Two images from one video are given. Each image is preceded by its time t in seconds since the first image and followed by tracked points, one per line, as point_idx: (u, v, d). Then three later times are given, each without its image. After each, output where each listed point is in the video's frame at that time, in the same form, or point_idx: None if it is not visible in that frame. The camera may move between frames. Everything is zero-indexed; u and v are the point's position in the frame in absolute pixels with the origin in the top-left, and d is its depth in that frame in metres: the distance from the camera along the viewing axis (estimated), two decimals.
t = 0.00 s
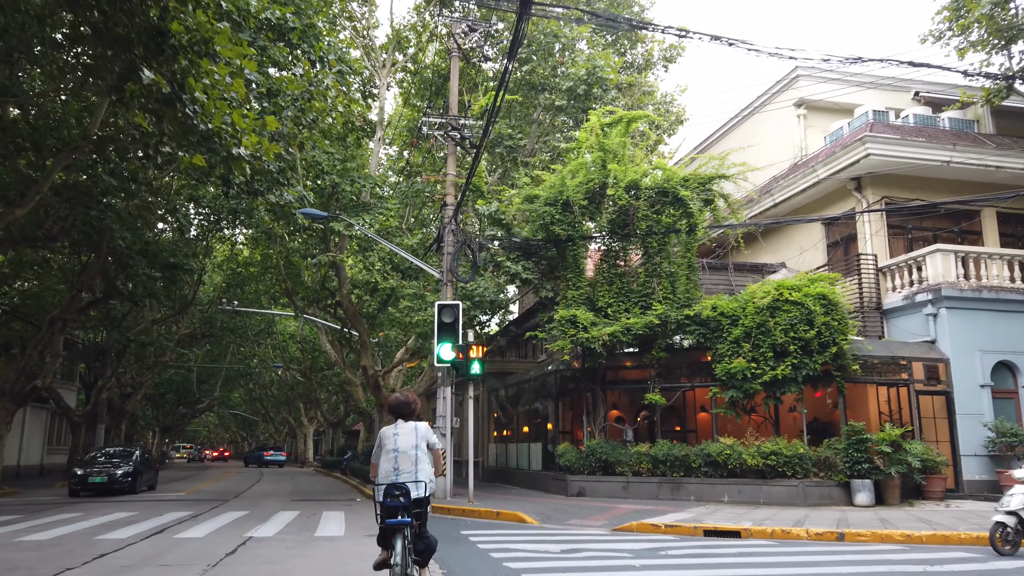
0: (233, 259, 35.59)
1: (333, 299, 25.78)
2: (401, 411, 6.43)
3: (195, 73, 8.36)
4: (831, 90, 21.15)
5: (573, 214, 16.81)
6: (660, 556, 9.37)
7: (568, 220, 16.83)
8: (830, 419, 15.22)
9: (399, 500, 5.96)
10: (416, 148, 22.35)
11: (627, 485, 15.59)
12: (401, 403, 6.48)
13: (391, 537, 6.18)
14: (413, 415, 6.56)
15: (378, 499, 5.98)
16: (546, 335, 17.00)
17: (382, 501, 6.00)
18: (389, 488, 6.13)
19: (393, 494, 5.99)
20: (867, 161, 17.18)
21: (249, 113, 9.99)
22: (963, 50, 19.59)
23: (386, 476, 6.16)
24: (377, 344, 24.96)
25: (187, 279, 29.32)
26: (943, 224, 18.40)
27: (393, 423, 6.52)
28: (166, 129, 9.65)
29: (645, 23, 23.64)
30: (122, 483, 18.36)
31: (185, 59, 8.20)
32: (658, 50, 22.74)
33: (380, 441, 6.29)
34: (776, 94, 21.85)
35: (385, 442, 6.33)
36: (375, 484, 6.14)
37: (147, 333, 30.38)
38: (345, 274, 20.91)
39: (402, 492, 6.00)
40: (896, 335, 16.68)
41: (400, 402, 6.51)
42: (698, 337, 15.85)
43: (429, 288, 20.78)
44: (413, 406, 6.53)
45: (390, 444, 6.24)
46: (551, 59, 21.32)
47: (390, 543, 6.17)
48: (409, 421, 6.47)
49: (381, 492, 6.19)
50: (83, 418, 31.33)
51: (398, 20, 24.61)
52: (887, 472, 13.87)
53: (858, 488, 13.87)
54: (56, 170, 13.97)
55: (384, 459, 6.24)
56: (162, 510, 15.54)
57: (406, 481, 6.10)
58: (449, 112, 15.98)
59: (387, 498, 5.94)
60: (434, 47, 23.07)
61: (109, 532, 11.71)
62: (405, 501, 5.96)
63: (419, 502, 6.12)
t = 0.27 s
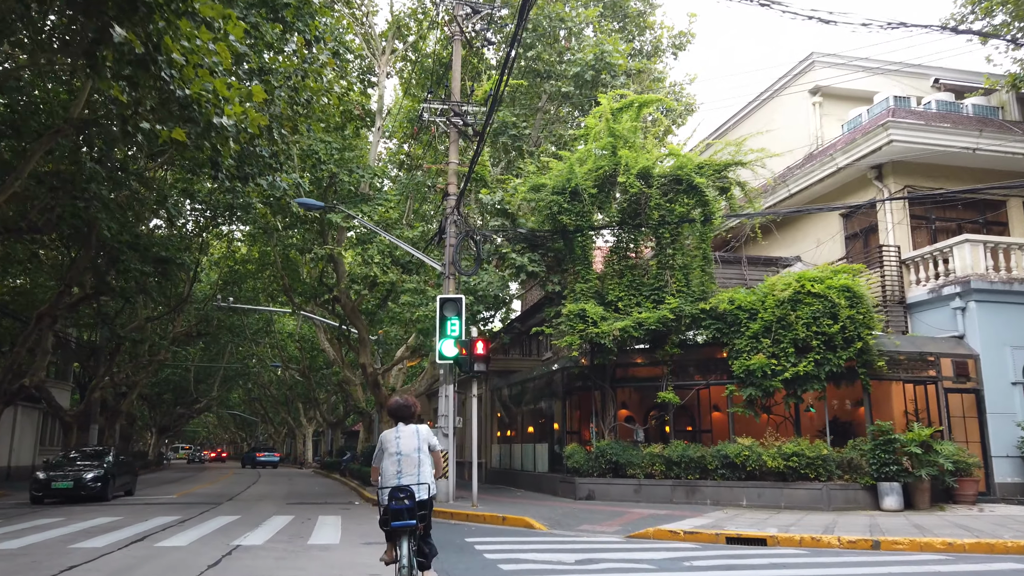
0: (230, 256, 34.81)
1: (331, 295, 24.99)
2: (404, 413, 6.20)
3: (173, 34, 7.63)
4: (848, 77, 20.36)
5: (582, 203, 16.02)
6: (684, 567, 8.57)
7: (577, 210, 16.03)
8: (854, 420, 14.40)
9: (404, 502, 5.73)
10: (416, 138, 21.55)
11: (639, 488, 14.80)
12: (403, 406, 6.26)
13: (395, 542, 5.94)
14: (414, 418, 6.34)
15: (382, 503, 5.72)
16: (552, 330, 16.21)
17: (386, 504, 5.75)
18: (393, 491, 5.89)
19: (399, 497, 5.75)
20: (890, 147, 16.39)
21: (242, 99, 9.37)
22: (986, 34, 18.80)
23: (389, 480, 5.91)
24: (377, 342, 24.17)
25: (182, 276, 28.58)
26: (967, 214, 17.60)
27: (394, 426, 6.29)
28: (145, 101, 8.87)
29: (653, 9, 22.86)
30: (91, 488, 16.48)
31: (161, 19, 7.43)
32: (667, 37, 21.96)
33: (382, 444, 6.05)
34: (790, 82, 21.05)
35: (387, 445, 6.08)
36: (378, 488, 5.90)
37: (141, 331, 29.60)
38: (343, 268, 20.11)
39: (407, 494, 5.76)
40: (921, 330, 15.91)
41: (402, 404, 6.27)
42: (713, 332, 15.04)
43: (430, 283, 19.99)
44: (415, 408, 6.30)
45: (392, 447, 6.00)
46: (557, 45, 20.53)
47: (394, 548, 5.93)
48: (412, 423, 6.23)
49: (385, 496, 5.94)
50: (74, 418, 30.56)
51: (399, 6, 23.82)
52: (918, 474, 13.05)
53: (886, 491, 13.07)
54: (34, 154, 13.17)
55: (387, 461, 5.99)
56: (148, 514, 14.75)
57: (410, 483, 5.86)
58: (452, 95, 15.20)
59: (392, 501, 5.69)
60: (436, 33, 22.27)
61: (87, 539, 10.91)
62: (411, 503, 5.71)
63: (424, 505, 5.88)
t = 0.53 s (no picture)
0: (230, 252, 34.11)
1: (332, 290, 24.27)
2: (407, 413, 6.29)
3: None
4: (869, 62, 19.57)
5: (595, 190, 15.24)
6: None
7: (590, 197, 15.24)
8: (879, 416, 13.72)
9: (416, 501, 5.82)
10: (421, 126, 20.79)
11: (657, 489, 14.02)
12: (406, 406, 6.34)
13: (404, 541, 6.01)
14: (417, 418, 6.44)
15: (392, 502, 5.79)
16: (563, 324, 15.43)
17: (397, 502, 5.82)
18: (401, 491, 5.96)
19: (410, 496, 5.84)
20: (918, 131, 15.60)
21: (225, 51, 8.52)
22: (1016, 15, 17.98)
23: (397, 480, 5.98)
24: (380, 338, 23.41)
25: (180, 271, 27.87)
26: (998, 203, 16.79)
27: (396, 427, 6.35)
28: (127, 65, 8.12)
29: None
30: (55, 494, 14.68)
31: None
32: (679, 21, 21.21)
33: (387, 444, 6.11)
34: (809, 67, 20.26)
35: (393, 446, 6.15)
36: (386, 489, 5.96)
37: (138, 327, 28.86)
38: (345, 259, 19.37)
39: (418, 494, 5.86)
40: (952, 323, 15.13)
41: (405, 405, 6.36)
42: (735, 325, 14.21)
43: (435, 275, 19.23)
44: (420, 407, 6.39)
45: (399, 447, 6.07)
46: (566, 29, 19.77)
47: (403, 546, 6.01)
48: (416, 424, 6.32)
49: (393, 496, 6.01)
50: (70, 417, 29.88)
51: None
52: (956, 475, 12.24)
53: (922, 494, 12.28)
54: (16, 134, 12.42)
55: (393, 462, 6.06)
56: (138, 517, 14.01)
57: (420, 483, 5.96)
58: (458, 75, 14.43)
59: (404, 499, 5.78)
60: (442, 18, 21.50)
61: (69, 545, 10.18)
62: (423, 502, 5.80)
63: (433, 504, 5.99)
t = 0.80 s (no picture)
0: (230, 248, 33.45)
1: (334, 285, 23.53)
2: (409, 414, 6.49)
3: None
4: (893, 45, 18.76)
5: (611, 176, 14.45)
6: None
7: (605, 183, 14.43)
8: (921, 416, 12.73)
9: (420, 501, 6.03)
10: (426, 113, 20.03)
11: (677, 491, 13.23)
12: (407, 407, 6.54)
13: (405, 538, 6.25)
14: (418, 418, 6.60)
15: (397, 502, 5.97)
16: (576, 317, 14.64)
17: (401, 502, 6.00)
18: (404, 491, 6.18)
19: (414, 496, 6.04)
20: (951, 113, 14.78)
21: (211, 4, 7.75)
22: None
23: (401, 480, 6.19)
24: (383, 334, 22.67)
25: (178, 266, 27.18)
26: None
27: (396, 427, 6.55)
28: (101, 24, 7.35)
29: None
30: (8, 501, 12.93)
31: None
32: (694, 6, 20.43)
33: (390, 444, 6.31)
34: (830, 52, 19.45)
35: (394, 445, 6.35)
36: (390, 488, 6.17)
37: (135, 323, 28.16)
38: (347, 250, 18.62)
39: (422, 494, 6.07)
40: (988, 316, 14.37)
41: (406, 405, 6.54)
42: (759, 318, 13.41)
43: (440, 269, 18.49)
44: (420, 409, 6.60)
45: (401, 447, 6.28)
46: (577, 12, 19.01)
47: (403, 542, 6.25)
48: (417, 425, 6.53)
49: (396, 495, 6.23)
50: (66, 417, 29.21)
51: None
52: (1000, 478, 11.41)
53: (963, 497, 11.42)
54: None
55: (396, 461, 6.27)
56: (128, 521, 13.27)
57: (423, 482, 6.18)
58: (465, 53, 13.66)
59: (409, 500, 5.98)
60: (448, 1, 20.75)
61: (48, 553, 9.43)
62: (427, 501, 6.02)
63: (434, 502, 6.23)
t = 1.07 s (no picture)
0: (231, 244, 32.74)
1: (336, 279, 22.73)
2: (405, 416, 6.55)
3: None
4: (919, 27, 17.91)
5: (628, 160, 13.60)
6: None
7: (622, 167, 13.56)
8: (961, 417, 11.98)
9: (417, 504, 6.10)
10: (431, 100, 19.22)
11: (700, 494, 12.41)
12: (403, 408, 6.59)
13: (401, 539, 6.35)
14: (413, 420, 6.66)
15: (393, 503, 6.04)
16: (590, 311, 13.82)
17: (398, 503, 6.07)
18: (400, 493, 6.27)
19: (410, 499, 6.10)
20: (988, 93, 13.94)
21: None
22: None
23: (396, 482, 6.27)
24: (386, 330, 21.86)
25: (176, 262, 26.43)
26: None
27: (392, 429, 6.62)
28: None
29: None
30: None
31: None
32: None
33: (385, 446, 6.41)
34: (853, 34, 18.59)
35: (390, 447, 6.45)
36: (385, 489, 6.27)
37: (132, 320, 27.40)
38: (349, 241, 17.81)
39: (418, 496, 6.15)
40: None
41: (402, 407, 6.59)
42: (788, 310, 12.57)
43: (446, 261, 17.70)
44: (416, 411, 6.68)
45: (397, 449, 6.37)
46: None
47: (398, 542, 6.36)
48: (412, 427, 6.60)
49: (392, 497, 6.30)
50: (61, 416, 28.44)
51: None
52: None
53: (1012, 501, 10.55)
54: None
55: (391, 463, 6.36)
56: (116, 526, 12.48)
57: (418, 484, 6.25)
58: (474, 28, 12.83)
59: (405, 501, 6.05)
60: None
61: (21, 563, 8.65)
62: (424, 502, 6.09)
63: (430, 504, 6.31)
